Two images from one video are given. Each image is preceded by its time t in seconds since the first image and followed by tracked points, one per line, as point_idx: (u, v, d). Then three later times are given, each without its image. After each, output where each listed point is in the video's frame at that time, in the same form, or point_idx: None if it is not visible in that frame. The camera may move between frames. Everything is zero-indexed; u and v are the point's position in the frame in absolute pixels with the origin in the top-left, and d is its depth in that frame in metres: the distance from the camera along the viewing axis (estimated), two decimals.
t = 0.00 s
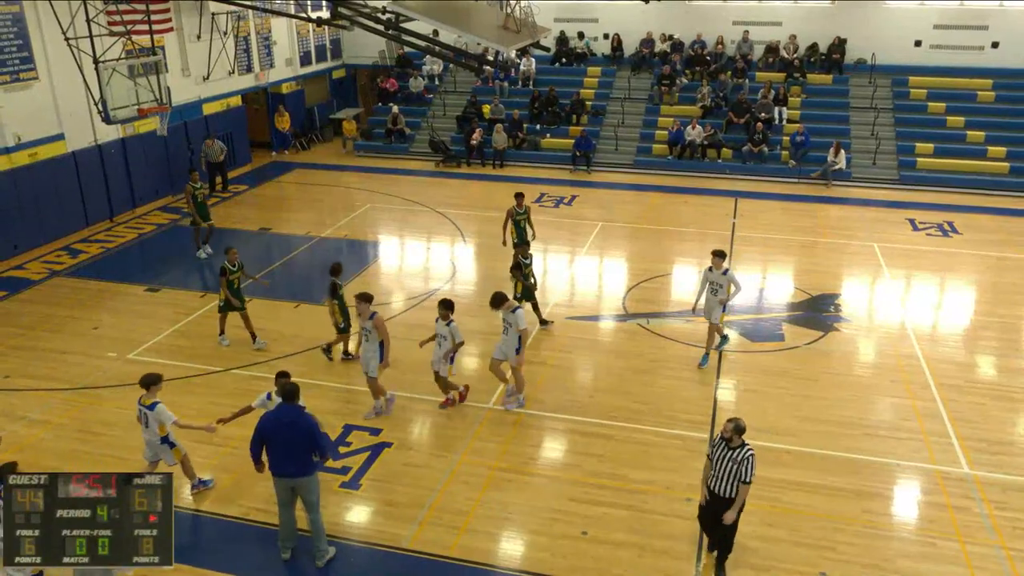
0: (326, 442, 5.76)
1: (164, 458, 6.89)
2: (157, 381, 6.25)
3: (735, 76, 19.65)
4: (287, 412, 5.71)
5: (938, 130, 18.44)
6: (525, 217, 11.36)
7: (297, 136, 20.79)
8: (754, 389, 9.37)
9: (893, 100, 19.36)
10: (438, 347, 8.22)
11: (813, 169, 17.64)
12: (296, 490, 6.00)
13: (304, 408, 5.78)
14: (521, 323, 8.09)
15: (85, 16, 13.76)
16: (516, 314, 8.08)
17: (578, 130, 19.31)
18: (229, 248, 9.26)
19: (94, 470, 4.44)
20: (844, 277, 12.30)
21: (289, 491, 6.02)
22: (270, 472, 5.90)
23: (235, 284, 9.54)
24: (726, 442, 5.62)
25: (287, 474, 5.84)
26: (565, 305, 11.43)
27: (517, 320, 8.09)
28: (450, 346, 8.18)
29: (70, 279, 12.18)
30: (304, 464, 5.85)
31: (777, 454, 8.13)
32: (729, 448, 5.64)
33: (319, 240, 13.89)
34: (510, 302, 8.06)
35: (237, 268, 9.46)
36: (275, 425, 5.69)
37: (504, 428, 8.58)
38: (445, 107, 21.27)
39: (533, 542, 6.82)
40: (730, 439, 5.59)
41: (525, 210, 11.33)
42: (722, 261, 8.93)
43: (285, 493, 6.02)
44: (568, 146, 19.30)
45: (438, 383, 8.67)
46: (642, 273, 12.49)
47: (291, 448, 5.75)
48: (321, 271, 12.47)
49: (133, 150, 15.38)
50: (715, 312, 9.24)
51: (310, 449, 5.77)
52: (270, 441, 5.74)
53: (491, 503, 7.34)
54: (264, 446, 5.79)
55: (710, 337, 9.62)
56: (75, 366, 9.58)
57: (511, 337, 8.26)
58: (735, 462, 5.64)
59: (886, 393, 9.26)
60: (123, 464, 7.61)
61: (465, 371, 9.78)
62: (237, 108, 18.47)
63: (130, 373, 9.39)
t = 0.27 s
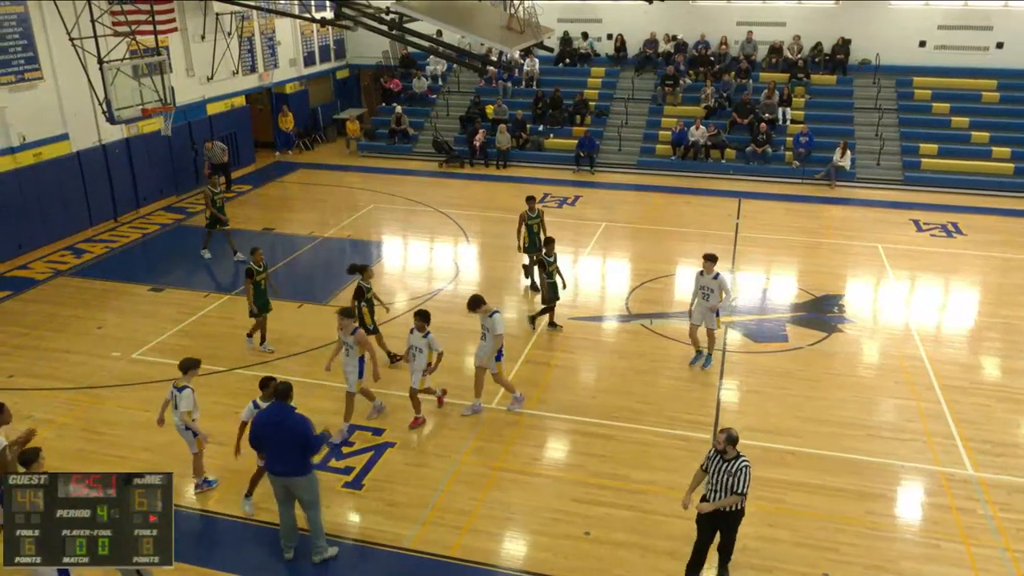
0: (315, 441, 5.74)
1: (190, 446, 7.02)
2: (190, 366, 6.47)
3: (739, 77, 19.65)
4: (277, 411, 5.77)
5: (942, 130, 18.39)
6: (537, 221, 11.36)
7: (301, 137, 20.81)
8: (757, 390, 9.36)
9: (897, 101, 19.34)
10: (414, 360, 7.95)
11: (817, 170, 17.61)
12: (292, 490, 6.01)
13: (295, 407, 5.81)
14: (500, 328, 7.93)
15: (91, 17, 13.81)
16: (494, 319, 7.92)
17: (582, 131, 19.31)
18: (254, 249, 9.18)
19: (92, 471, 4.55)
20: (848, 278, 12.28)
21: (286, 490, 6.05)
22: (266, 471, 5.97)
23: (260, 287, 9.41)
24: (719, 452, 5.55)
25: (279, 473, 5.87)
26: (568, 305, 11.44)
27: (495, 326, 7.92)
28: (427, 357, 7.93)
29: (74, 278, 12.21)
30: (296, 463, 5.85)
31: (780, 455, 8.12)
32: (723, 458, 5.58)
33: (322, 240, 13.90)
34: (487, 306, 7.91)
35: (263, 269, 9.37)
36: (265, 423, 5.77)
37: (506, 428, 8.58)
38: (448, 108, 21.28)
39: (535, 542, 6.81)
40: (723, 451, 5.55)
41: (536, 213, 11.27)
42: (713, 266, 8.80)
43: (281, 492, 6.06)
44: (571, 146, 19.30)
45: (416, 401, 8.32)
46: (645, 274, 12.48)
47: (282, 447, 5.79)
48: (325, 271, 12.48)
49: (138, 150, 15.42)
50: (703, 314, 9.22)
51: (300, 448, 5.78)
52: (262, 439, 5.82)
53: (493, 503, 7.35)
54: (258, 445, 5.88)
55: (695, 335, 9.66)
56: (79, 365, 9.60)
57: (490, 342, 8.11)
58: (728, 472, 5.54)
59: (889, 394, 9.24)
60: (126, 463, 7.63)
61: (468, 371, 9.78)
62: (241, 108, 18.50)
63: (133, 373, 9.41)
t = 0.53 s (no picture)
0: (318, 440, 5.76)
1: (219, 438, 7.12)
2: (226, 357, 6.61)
3: (751, 78, 19.59)
4: (281, 411, 5.79)
5: (956, 133, 18.28)
6: (558, 227, 11.10)
7: (313, 137, 20.88)
8: (767, 393, 9.32)
9: (910, 103, 19.24)
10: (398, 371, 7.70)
11: (829, 172, 17.54)
12: (299, 488, 6.04)
13: (300, 407, 5.83)
14: (489, 330, 7.84)
15: (105, 18, 13.91)
16: (483, 321, 7.83)
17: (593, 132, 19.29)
18: (287, 257, 9.05)
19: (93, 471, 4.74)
20: (860, 281, 12.21)
21: (292, 488, 6.07)
22: (273, 470, 6.01)
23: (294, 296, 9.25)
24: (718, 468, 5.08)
25: (284, 472, 5.90)
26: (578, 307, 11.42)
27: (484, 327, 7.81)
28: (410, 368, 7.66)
29: (86, 277, 12.29)
30: (301, 462, 5.87)
31: (791, 458, 8.08)
32: (722, 474, 5.11)
33: (333, 240, 13.93)
34: (476, 307, 7.80)
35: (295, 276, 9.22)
36: (269, 423, 5.80)
37: (516, 429, 8.58)
38: (459, 109, 21.30)
39: (544, 543, 6.81)
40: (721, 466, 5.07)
41: (557, 220, 10.99)
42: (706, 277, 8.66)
43: (289, 491, 6.09)
44: (582, 148, 19.28)
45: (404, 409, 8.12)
46: (655, 275, 12.46)
47: (286, 447, 5.81)
48: (335, 272, 12.51)
49: (150, 150, 15.50)
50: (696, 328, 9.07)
51: (304, 448, 5.79)
52: (267, 439, 5.86)
53: (502, 504, 7.35)
54: (264, 445, 5.92)
55: (688, 349, 9.47)
56: (91, 364, 9.66)
57: (478, 344, 7.98)
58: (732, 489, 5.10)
59: (901, 397, 9.19)
60: (137, 461, 7.67)
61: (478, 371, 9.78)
62: (253, 109, 18.57)
63: (146, 372, 9.46)
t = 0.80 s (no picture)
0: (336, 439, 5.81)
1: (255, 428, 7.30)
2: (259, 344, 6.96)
3: (770, 81, 19.48)
4: (300, 410, 5.85)
5: (979, 137, 18.08)
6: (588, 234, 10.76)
7: (331, 139, 20.98)
8: (785, 398, 9.26)
9: (932, 106, 19.06)
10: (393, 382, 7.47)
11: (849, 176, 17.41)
12: (315, 487, 6.08)
13: (318, 406, 5.89)
14: (484, 340, 7.71)
15: (127, 19, 14.07)
16: (479, 330, 7.70)
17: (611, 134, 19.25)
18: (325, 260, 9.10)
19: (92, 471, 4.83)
20: (879, 285, 12.11)
21: (309, 488, 6.10)
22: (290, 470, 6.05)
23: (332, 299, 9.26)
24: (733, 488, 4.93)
25: (303, 471, 5.93)
26: (595, 309, 11.40)
27: (479, 337, 7.67)
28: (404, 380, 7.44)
29: (107, 276, 12.42)
30: (318, 461, 5.91)
31: (809, 463, 8.02)
32: (737, 494, 4.96)
33: (351, 241, 13.99)
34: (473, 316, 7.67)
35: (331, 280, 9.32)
36: (288, 422, 5.85)
37: (532, 432, 8.57)
38: (477, 111, 21.34)
39: (559, 545, 6.80)
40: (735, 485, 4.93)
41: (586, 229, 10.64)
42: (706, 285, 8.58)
43: (305, 491, 6.13)
44: (599, 150, 19.26)
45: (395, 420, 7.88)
46: (673, 278, 12.42)
47: (304, 446, 5.86)
48: (353, 272, 12.56)
49: (171, 151, 15.63)
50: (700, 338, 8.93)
51: (323, 446, 5.84)
52: (284, 438, 5.90)
53: (518, 506, 7.34)
54: (281, 444, 5.96)
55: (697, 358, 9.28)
56: (111, 361, 9.76)
57: (471, 354, 7.85)
58: (746, 508, 4.97)
59: (921, 404, 9.10)
60: (156, 459, 7.74)
61: (495, 373, 9.78)
62: (272, 110, 18.70)
63: (165, 370, 9.55)
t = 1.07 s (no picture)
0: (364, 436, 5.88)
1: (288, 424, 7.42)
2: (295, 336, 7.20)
3: (796, 85, 19.33)
4: (330, 407, 5.91)
5: (1009, 142, 17.81)
6: (621, 244, 10.48)
7: (355, 141, 21.12)
8: (809, 404, 9.17)
9: (962, 111, 18.81)
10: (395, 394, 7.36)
11: (875, 181, 17.22)
12: (338, 486, 6.12)
13: (348, 404, 5.96)
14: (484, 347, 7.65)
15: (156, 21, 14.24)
16: (478, 336, 7.67)
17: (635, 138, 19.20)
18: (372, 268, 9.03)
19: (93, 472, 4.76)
20: (906, 292, 11.96)
21: (334, 486, 6.13)
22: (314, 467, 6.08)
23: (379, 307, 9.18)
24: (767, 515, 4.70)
25: (332, 469, 5.97)
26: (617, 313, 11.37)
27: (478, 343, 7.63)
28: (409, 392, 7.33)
29: (134, 275, 12.59)
30: (343, 459, 5.95)
31: (832, 471, 7.93)
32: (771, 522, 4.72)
33: (373, 243, 14.06)
34: (474, 322, 7.64)
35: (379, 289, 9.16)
36: (317, 418, 5.91)
37: (552, 435, 8.56)
38: (501, 113, 21.38)
39: (578, 549, 6.78)
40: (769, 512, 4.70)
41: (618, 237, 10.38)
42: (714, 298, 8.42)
43: (328, 489, 6.16)
44: (623, 153, 19.21)
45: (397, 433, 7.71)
46: (696, 282, 12.35)
47: (332, 443, 5.91)
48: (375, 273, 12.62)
49: (198, 152, 15.81)
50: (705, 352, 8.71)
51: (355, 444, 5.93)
52: (311, 434, 5.95)
53: (538, 509, 7.33)
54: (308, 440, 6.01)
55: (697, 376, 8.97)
56: (137, 359, 9.89)
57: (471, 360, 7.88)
58: (779, 537, 4.74)
59: (948, 412, 8.97)
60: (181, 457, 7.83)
61: (516, 376, 9.78)
62: (298, 112, 18.86)
63: (190, 368, 9.65)
